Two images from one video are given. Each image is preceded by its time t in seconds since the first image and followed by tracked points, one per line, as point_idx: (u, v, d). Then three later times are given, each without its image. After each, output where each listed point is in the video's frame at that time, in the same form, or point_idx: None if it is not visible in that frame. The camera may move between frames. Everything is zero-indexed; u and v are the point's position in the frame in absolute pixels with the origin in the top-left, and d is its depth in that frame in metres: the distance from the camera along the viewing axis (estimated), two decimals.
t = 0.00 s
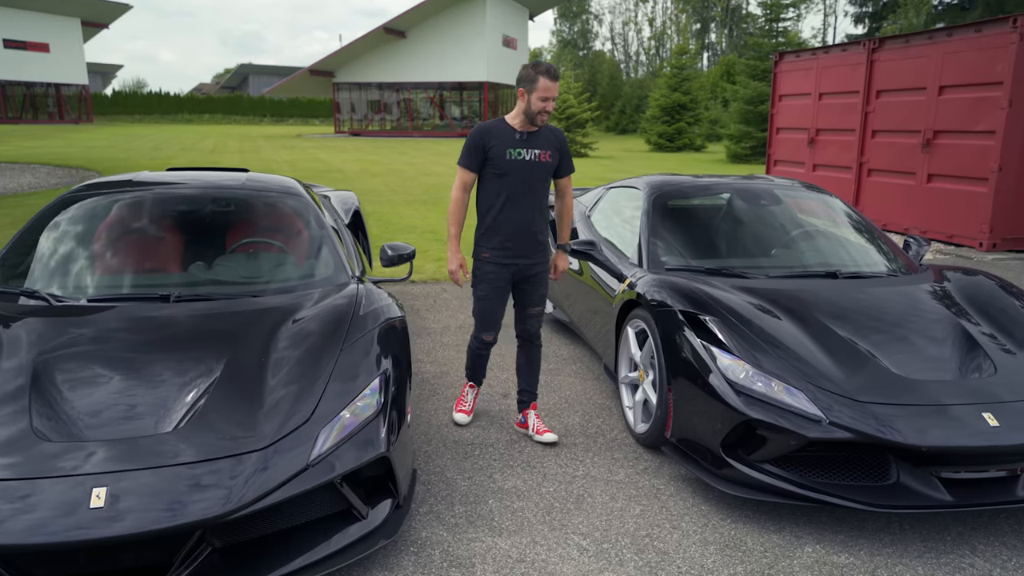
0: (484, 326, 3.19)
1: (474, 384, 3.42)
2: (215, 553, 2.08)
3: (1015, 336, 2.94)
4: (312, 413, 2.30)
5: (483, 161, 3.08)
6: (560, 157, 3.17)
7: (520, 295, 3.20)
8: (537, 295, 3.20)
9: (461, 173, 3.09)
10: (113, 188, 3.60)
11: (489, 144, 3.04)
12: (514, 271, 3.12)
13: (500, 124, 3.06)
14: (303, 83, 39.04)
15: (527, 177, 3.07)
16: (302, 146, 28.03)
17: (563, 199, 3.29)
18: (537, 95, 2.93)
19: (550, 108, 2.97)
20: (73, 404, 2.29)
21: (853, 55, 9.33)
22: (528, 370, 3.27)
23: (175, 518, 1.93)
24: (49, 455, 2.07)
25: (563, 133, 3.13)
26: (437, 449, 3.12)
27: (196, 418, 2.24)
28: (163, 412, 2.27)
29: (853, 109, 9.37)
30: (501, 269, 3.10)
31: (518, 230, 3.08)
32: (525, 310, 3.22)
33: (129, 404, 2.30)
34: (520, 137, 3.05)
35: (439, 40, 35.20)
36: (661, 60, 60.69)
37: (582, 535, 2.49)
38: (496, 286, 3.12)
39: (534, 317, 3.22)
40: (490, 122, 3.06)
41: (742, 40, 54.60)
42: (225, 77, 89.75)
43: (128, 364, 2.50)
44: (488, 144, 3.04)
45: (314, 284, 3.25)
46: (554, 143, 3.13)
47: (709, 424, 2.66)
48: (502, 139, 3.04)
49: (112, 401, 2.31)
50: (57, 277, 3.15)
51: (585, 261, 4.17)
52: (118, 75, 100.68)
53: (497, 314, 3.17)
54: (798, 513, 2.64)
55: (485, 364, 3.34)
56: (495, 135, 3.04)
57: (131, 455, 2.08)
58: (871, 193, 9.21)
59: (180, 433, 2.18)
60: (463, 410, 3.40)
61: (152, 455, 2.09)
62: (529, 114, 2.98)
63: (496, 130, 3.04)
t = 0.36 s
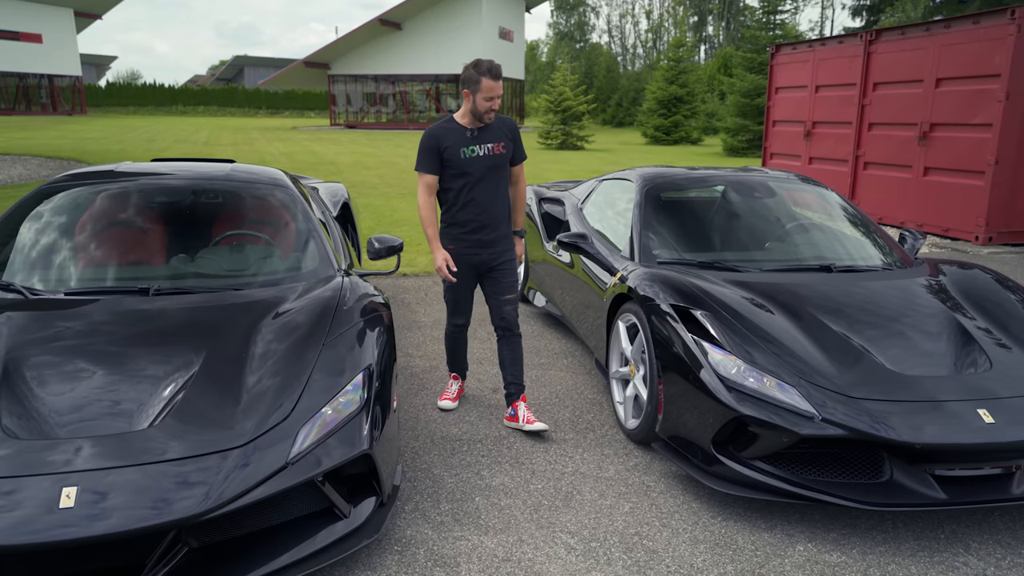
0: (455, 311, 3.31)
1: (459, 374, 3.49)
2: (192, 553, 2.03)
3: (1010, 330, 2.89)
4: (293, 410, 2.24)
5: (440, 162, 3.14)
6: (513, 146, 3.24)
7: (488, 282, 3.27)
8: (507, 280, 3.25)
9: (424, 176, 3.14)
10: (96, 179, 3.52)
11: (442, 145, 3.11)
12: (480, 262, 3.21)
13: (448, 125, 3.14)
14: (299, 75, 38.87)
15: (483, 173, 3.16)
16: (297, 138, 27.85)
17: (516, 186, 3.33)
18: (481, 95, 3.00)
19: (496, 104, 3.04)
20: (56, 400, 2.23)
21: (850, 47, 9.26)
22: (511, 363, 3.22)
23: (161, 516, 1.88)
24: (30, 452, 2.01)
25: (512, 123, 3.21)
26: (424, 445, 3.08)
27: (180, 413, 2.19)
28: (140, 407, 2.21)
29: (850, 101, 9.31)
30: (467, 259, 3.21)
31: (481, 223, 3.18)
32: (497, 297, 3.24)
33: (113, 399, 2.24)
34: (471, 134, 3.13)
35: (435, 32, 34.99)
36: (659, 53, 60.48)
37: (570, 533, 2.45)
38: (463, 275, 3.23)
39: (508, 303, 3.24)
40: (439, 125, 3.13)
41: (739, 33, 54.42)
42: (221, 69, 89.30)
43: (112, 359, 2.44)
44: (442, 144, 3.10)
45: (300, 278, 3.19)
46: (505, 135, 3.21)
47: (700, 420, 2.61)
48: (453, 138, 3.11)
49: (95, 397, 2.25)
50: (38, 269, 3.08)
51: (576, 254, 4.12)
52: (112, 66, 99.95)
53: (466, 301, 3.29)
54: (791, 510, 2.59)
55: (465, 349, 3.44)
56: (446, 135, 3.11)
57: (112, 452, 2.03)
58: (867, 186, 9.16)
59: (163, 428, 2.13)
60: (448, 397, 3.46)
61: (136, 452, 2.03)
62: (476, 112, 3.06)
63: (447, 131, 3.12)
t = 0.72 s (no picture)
0: (436, 301, 3.21)
1: (445, 374, 3.39)
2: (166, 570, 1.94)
3: (1010, 332, 2.82)
4: (270, 421, 2.15)
5: (410, 157, 3.06)
6: (484, 134, 3.13)
7: (468, 274, 3.19)
8: (486, 272, 3.18)
9: (394, 172, 3.06)
10: (77, 177, 3.42)
11: (410, 140, 3.02)
12: (458, 254, 3.13)
13: (412, 118, 3.04)
14: (294, 69, 38.62)
15: (454, 164, 3.06)
16: (292, 133, 27.65)
17: (493, 173, 3.29)
18: (442, 86, 2.91)
19: (459, 95, 2.95)
20: (35, 408, 2.15)
21: (847, 42, 9.17)
22: (488, 350, 3.31)
23: (145, 530, 1.81)
24: (9, 463, 1.93)
25: (481, 110, 3.09)
26: (411, 451, 2.99)
27: (162, 423, 2.11)
28: (114, 417, 2.13)
29: (847, 96, 9.22)
30: (445, 251, 3.12)
31: (456, 215, 3.08)
32: (475, 290, 3.20)
33: (94, 407, 2.16)
34: (438, 126, 3.03)
35: (431, 26, 34.79)
36: (655, 47, 60.30)
37: (560, 546, 2.37)
38: (442, 268, 3.15)
39: (486, 296, 3.20)
40: (405, 120, 3.04)
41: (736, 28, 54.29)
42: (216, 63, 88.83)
43: (95, 364, 2.36)
44: (410, 138, 3.02)
45: (285, 281, 3.09)
46: (475, 123, 3.09)
47: (694, 427, 2.53)
48: (421, 131, 3.02)
49: (74, 405, 2.17)
50: (19, 269, 2.99)
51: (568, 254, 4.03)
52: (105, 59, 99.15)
53: (448, 292, 3.20)
54: (787, 520, 2.52)
55: (451, 346, 3.34)
56: (413, 129, 3.02)
57: (89, 465, 1.95)
58: (864, 182, 9.09)
59: (143, 435, 2.05)
60: (438, 400, 3.38)
61: (120, 462, 1.96)
62: (439, 105, 2.97)
63: (413, 124, 3.03)
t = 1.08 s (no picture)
0: (424, 304, 3.13)
1: (435, 379, 3.31)
2: None
3: (1011, 334, 2.75)
4: (246, 432, 2.07)
5: (396, 153, 3.00)
6: (474, 135, 3.04)
7: (455, 276, 3.11)
8: (472, 276, 3.11)
9: (380, 168, 3.02)
10: (58, 176, 3.33)
11: (397, 136, 2.96)
12: (445, 255, 3.05)
13: (400, 115, 2.98)
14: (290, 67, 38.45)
15: (441, 163, 2.98)
16: (288, 131, 27.51)
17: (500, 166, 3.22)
18: (434, 85, 2.84)
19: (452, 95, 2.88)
20: (12, 418, 2.07)
21: (844, 39, 9.10)
22: (475, 354, 3.23)
23: (125, 545, 1.73)
24: None
25: (473, 111, 3.00)
26: (399, 459, 2.91)
27: (140, 433, 2.03)
28: (86, 426, 2.04)
29: (844, 93, 9.15)
30: (431, 252, 3.03)
31: (442, 215, 3.00)
32: (461, 294, 3.13)
33: (73, 416, 2.08)
34: (425, 124, 2.96)
35: (428, 24, 34.66)
36: (652, 45, 60.23)
37: (549, 559, 2.29)
38: (428, 269, 3.06)
39: (471, 300, 3.14)
40: (394, 115, 2.98)
41: (733, 25, 54.23)
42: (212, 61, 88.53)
43: (77, 370, 2.28)
44: (396, 134, 2.96)
45: (269, 284, 3.00)
46: (464, 123, 3.01)
47: (688, 436, 2.46)
48: (408, 127, 2.95)
49: (51, 415, 2.08)
50: None
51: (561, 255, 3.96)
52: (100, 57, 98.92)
53: (435, 294, 3.12)
54: (784, 531, 2.45)
55: (439, 349, 3.26)
56: (400, 125, 2.96)
57: (67, 477, 1.87)
58: (862, 180, 9.02)
59: (122, 445, 1.98)
60: (427, 405, 3.30)
61: (102, 473, 1.89)
62: (430, 103, 2.90)
63: (401, 120, 2.96)
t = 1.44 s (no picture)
0: (410, 309, 3.07)
1: (422, 386, 3.25)
2: None
3: (1006, 339, 2.71)
4: (220, 440, 2.01)
5: (380, 157, 2.95)
6: (458, 136, 3.00)
7: (442, 281, 3.06)
8: (458, 281, 3.06)
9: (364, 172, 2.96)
10: (39, 180, 3.26)
11: (380, 139, 2.91)
12: (430, 260, 3.00)
13: (382, 118, 2.93)
14: (289, 69, 38.46)
15: (425, 165, 2.93)
16: (286, 134, 27.42)
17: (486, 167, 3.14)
18: (413, 83, 2.78)
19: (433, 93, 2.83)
20: None
21: (840, 41, 9.06)
22: (463, 360, 3.18)
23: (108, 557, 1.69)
24: None
25: (455, 112, 2.96)
26: (383, 468, 2.86)
27: (115, 443, 1.97)
28: (56, 436, 1.99)
29: (841, 95, 9.12)
30: (416, 257, 2.98)
31: (427, 218, 2.95)
32: (447, 300, 3.08)
33: (50, 425, 2.02)
34: (407, 126, 2.91)
35: (426, 27, 34.61)
36: (650, 47, 60.28)
37: (534, 571, 2.24)
38: (414, 274, 3.01)
39: (459, 306, 3.09)
40: (375, 119, 2.93)
41: (731, 28, 54.30)
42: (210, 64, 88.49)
43: (58, 378, 2.23)
44: (378, 137, 2.91)
45: (250, 288, 2.94)
46: (447, 124, 2.96)
47: (676, 444, 2.41)
48: (389, 129, 2.91)
49: (30, 424, 2.02)
50: None
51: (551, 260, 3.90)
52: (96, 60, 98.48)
53: (422, 300, 3.07)
54: (773, 542, 2.40)
55: (427, 357, 3.21)
56: (382, 128, 2.91)
57: (42, 489, 1.82)
58: (858, 182, 8.99)
59: (98, 455, 1.93)
60: (414, 412, 3.24)
61: (83, 483, 1.84)
62: (411, 102, 2.84)
63: (383, 123, 2.92)
